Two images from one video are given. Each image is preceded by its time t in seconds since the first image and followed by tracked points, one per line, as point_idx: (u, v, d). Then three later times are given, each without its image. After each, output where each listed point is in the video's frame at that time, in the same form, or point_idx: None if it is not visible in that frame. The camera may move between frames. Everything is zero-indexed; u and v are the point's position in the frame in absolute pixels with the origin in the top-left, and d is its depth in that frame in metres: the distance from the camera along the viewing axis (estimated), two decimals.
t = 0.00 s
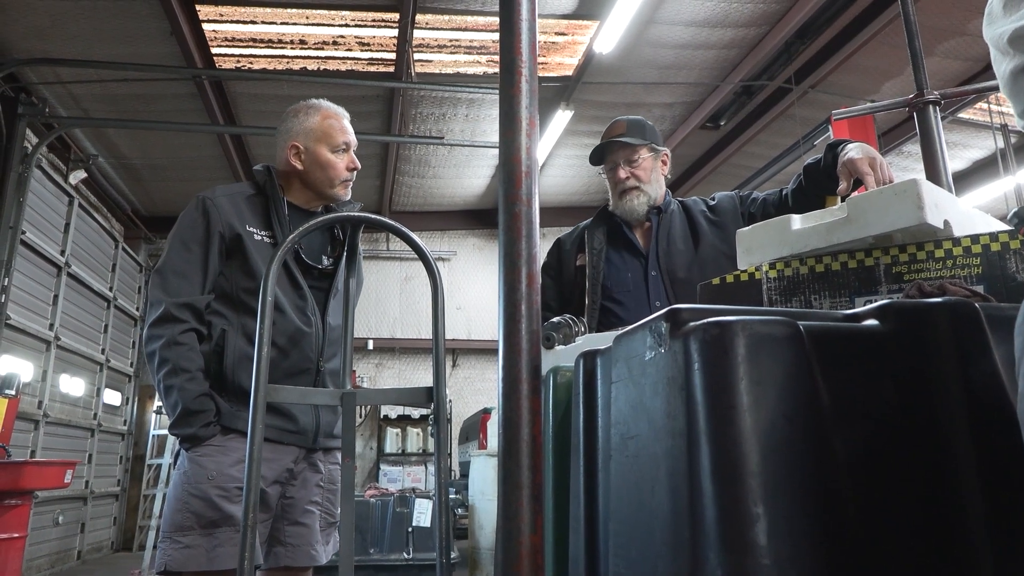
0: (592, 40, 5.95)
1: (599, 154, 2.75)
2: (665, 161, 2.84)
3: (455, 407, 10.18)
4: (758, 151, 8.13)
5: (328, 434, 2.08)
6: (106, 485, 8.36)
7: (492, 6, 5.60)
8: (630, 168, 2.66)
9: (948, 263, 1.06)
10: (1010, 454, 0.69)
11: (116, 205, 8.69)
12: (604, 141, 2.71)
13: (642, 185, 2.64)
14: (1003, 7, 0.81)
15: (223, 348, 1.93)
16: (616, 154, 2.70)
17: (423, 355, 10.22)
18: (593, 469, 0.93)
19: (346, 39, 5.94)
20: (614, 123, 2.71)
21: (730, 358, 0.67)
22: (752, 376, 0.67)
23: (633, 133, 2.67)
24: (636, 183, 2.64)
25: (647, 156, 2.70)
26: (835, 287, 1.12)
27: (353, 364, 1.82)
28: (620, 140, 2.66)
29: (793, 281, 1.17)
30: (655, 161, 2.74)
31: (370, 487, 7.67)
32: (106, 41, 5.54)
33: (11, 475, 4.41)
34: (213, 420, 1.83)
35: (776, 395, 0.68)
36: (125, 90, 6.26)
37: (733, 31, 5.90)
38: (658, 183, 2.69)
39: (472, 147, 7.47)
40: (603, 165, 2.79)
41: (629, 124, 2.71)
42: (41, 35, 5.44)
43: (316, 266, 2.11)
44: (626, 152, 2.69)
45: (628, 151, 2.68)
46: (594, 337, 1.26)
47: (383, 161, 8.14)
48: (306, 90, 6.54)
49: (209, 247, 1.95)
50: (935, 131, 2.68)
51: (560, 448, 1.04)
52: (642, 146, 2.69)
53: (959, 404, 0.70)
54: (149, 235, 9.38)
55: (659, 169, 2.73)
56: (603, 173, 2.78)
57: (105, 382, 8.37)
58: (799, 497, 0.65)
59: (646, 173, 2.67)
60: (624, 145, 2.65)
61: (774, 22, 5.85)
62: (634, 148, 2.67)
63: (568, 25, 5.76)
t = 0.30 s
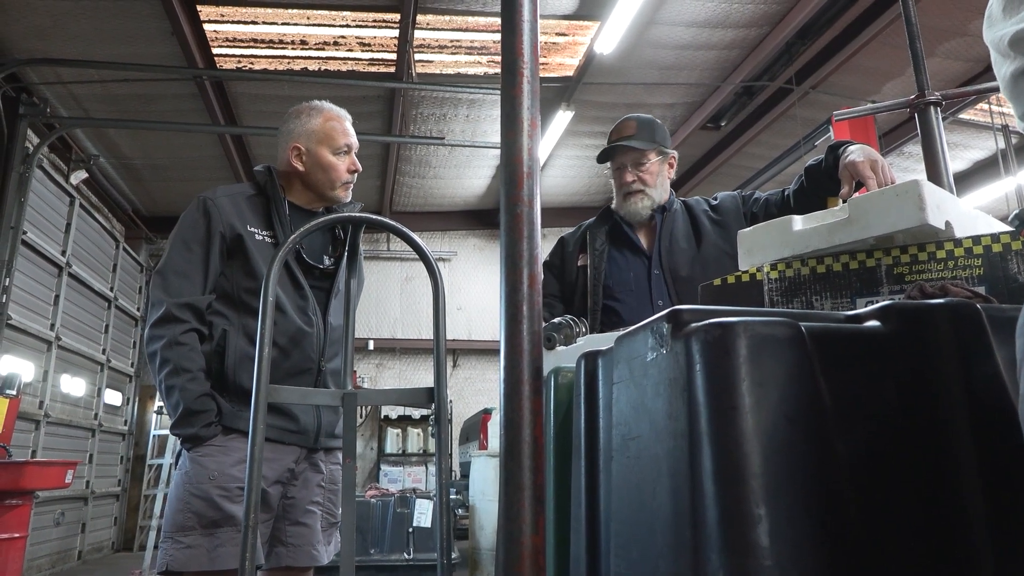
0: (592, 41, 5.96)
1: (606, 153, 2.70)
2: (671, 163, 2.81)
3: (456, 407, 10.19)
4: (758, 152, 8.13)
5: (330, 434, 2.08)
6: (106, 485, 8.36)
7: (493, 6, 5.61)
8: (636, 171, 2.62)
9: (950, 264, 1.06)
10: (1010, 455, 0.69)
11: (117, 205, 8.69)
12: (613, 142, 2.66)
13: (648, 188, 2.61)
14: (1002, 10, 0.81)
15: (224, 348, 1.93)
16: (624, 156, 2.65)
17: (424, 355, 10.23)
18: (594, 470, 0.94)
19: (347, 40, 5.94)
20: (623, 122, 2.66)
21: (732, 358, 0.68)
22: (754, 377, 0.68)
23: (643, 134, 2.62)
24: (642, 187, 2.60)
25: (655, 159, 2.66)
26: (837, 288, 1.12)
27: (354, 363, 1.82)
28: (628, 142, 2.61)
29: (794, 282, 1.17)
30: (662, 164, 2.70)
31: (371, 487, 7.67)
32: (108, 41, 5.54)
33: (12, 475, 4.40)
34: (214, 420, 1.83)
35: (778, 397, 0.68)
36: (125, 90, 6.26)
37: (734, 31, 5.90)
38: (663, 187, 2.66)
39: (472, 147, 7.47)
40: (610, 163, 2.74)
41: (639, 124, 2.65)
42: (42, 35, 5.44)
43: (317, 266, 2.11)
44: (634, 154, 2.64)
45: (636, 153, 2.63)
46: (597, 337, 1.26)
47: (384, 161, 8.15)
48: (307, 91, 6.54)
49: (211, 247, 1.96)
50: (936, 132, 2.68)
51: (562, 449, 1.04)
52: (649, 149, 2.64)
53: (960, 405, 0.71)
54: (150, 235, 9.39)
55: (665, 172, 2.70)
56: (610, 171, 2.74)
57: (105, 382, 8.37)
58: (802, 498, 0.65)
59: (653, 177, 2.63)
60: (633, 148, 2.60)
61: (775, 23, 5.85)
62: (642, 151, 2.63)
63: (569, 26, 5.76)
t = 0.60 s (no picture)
0: (593, 42, 5.96)
1: (614, 147, 2.67)
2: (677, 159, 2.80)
3: (456, 407, 10.19)
4: (759, 152, 8.14)
5: (330, 435, 2.08)
6: (107, 485, 8.36)
7: (495, 7, 5.61)
8: (646, 165, 2.60)
9: (951, 266, 1.06)
10: (1013, 455, 0.69)
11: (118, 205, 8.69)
12: (621, 135, 2.63)
13: (656, 183, 2.59)
14: (1002, 12, 0.81)
15: (225, 349, 1.93)
16: (633, 150, 2.62)
17: (424, 355, 10.23)
18: (596, 471, 0.94)
19: (348, 40, 5.94)
20: (631, 115, 2.63)
21: (734, 359, 0.68)
22: (756, 378, 0.68)
23: (652, 128, 2.60)
24: (651, 181, 2.59)
25: (664, 154, 2.64)
26: (838, 289, 1.12)
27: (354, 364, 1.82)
28: (638, 135, 2.58)
29: (796, 283, 1.17)
30: (670, 159, 2.69)
31: (371, 488, 7.67)
32: (109, 41, 5.55)
33: (12, 475, 4.40)
34: (215, 420, 1.83)
35: (781, 398, 0.68)
36: (127, 90, 6.26)
37: (734, 32, 5.90)
38: (671, 182, 2.65)
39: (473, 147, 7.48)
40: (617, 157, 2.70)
41: (648, 118, 2.63)
42: (44, 35, 5.44)
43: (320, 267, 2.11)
44: (643, 148, 2.61)
45: (646, 147, 2.60)
46: (598, 338, 1.25)
47: (385, 162, 8.16)
48: (308, 91, 6.54)
49: (212, 248, 1.96)
50: (937, 133, 2.68)
51: (563, 449, 1.04)
52: (659, 143, 2.62)
53: (964, 406, 0.71)
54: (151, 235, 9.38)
55: (673, 167, 2.68)
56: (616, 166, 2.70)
57: (106, 382, 8.37)
58: (804, 499, 0.66)
59: (661, 172, 2.61)
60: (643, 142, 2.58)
61: (776, 24, 5.85)
62: (652, 145, 2.60)
63: (569, 26, 5.76)
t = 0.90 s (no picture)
0: (595, 42, 5.96)
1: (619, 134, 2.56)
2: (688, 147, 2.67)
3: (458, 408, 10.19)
4: (761, 153, 8.13)
5: (331, 435, 2.08)
6: (108, 484, 8.37)
7: (496, 7, 5.62)
8: (647, 158, 2.50)
9: (953, 266, 1.06)
10: (1012, 455, 0.69)
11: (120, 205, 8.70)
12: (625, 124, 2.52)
13: (657, 176, 2.51)
14: (1003, 14, 0.80)
15: (226, 349, 1.93)
16: (634, 141, 2.52)
17: (426, 356, 10.23)
18: (597, 471, 0.94)
19: (350, 40, 5.95)
20: (637, 103, 2.51)
21: (736, 361, 0.68)
22: (758, 379, 0.67)
23: (656, 118, 2.47)
24: (651, 175, 2.50)
25: (669, 146, 2.52)
26: (840, 290, 1.12)
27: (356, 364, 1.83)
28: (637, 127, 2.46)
29: (798, 284, 1.17)
30: (677, 150, 2.57)
31: (372, 488, 7.67)
32: (111, 41, 5.56)
33: (14, 475, 4.40)
34: (216, 420, 1.83)
35: (783, 399, 0.68)
36: (129, 90, 6.27)
37: (736, 32, 5.90)
38: (675, 175, 2.55)
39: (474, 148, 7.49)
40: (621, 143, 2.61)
41: (654, 107, 2.49)
42: (46, 35, 5.44)
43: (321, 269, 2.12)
44: (646, 140, 2.50)
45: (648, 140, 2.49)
46: (599, 339, 1.25)
47: (387, 162, 8.17)
48: (310, 91, 6.55)
49: (213, 249, 1.96)
50: (939, 133, 2.68)
51: (564, 449, 1.04)
52: (663, 135, 2.50)
53: (965, 406, 0.71)
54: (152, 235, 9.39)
55: (679, 158, 2.56)
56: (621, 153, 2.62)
57: (108, 381, 8.39)
58: (806, 499, 0.65)
59: (664, 165, 2.52)
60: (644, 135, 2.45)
61: (778, 24, 5.85)
62: (653, 138, 2.48)
63: (571, 27, 5.77)
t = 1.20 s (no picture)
0: (596, 42, 5.96)
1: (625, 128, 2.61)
2: (699, 137, 2.67)
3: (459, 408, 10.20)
4: (762, 153, 8.13)
5: (332, 435, 2.08)
6: (110, 485, 8.38)
7: (497, 8, 5.62)
8: (654, 151, 2.51)
9: (955, 267, 1.05)
10: (1012, 453, 0.69)
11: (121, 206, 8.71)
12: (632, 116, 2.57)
13: (666, 169, 2.51)
14: (1002, 17, 0.81)
15: (227, 350, 1.93)
16: (642, 132, 2.54)
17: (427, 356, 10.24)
18: (598, 472, 0.94)
19: (351, 41, 5.95)
20: (643, 95, 2.58)
21: (738, 361, 0.68)
22: (759, 379, 0.68)
23: (662, 109, 2.54)
24: (661, 167, 2.51)
25: (676, 136, 2.53)
26: (842, 290, 1.12)
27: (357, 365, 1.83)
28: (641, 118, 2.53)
29: (800, 285, 1.17)
30: (687, 140, 2.57)
31: (374, 488, 7.67)
32: (113, 42, 5.56)
33: (16, 474, 4.40)
34: (216, 420, 1.84)
35: (785, 398, 0.68)
36: (131, 90, 6.27)
37: (738, 32, 5.89)
38: (685, 166, 2.54)
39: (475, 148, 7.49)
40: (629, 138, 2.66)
41: (659, 98, 2.57)
42: (48, 35, 5.45)
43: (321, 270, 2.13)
44: (652, 131, 2.52)
45: (655, 131, 2.51)
46: (600, 340, 1.25)
47: (387, 163, 8.19)
48: (311, 92, 6.55)
49: (214, 250, 1.97)
50: (942, 133, 2.67)
51: (566, 450, 1.04)
52: (670, 126, 2.52)
53: (967, 406, 0.71)
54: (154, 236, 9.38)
55: (689, 149, 2.56)
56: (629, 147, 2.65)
57: (110, 381, 8.39)
58: (808, 499, 0.65)
59: (672, 156, 2.52)
60: (649, 125, 2.50)
61: (779, 24, 5.84)
62: (660, 129, 2.50)
63: (572, 27, 5.77)
